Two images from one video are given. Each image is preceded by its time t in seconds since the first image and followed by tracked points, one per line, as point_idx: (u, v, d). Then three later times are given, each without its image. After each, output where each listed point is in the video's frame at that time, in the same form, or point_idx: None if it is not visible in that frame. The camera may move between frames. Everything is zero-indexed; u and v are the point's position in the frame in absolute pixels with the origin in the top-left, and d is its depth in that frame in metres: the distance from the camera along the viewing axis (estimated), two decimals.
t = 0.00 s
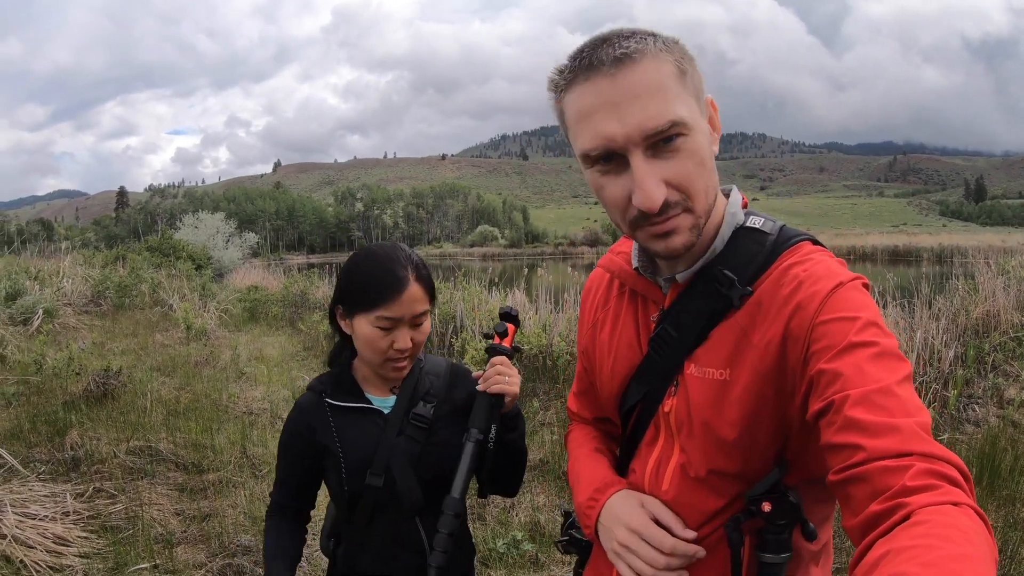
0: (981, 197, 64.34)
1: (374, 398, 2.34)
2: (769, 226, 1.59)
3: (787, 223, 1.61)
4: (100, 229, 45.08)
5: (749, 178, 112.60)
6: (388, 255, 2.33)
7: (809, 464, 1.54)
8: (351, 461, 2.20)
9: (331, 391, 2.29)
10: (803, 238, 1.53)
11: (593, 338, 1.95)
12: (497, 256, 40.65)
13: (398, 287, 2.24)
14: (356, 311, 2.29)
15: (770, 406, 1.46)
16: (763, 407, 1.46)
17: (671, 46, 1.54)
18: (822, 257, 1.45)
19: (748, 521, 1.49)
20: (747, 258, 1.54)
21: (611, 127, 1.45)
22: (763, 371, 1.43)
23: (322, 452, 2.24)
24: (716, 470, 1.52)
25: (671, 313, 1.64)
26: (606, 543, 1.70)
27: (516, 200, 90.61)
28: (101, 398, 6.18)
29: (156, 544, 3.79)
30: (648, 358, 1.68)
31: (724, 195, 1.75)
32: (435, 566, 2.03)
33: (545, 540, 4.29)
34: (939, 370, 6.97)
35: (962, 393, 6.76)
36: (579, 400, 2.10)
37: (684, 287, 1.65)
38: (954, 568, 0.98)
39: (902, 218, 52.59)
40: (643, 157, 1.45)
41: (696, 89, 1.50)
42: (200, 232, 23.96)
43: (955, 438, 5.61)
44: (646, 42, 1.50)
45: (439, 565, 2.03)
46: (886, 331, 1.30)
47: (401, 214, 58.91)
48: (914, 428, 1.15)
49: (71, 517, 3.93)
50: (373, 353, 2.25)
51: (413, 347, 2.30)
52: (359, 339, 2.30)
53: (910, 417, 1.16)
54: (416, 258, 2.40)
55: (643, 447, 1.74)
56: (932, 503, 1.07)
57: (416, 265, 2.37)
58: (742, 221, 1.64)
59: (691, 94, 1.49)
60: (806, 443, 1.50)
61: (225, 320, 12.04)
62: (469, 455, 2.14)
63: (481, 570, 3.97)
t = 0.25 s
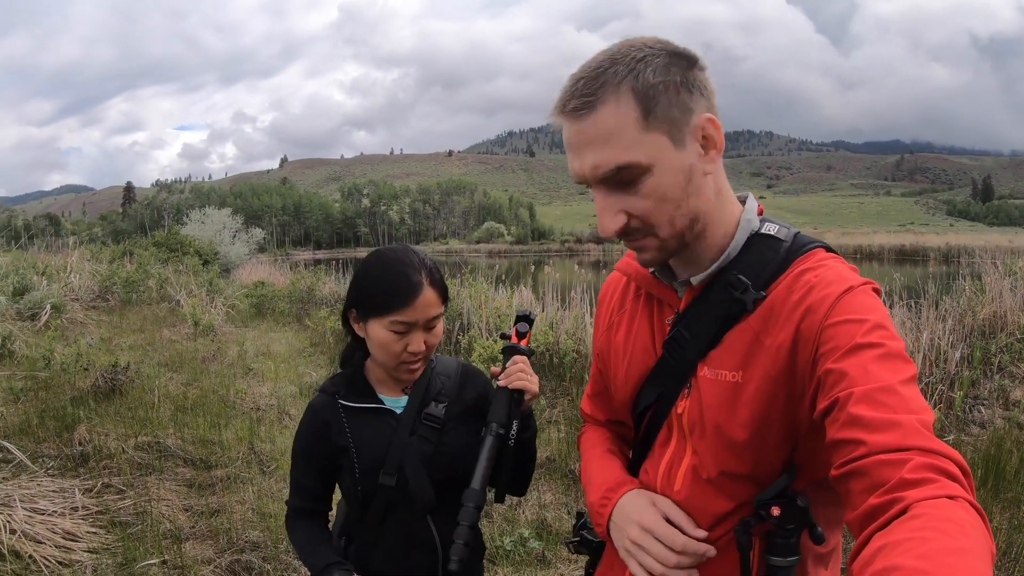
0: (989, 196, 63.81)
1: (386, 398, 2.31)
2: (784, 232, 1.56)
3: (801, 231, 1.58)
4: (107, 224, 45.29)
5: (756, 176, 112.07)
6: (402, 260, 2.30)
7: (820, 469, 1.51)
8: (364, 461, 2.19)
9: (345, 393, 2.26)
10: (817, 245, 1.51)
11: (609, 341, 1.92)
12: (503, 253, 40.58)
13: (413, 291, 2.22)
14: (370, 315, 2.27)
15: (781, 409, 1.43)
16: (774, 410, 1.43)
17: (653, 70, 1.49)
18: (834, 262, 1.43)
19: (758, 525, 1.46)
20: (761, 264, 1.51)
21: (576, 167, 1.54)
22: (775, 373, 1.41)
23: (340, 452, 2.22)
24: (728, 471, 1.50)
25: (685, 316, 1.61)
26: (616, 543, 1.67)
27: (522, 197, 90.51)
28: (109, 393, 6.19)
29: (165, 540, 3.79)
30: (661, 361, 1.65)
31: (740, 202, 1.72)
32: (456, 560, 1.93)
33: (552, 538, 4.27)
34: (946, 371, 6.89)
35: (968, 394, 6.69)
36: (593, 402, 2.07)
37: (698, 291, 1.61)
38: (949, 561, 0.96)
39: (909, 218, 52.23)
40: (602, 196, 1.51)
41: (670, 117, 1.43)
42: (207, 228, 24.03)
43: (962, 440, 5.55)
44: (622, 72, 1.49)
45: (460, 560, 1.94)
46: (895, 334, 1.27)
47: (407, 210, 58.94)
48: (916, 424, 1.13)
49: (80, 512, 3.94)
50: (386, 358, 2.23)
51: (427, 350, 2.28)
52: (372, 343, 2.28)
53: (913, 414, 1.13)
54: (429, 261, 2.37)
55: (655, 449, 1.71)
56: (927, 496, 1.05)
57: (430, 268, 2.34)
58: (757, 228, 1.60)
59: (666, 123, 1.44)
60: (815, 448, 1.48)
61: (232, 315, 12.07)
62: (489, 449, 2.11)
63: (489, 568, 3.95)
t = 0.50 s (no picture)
0: (1000, 195, 63.17)
1: (394, 395, 2.30)
2: (795, 232, 1.53)
3: (814, 231, 1.54)
4: (116, 220, 45.59)
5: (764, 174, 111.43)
6: (409, 256, 2.27)
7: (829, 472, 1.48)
8: (373, 458, 2.17)
9: (353, 390, 2.24)
10: (829, 245, 1.47)
11: (619, 339, 1.89)
12: (509, 250, 40.54)
13: (421, 288, 2.19)
14: (378, 313, 2.25)
15: (790, 411, 1.40)
16: (783, 412, 1.40)
17: (617, 97, 1.55)
18: (847, 263, 1.39)
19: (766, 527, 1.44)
20: (772, 263, 1.48)
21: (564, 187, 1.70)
22: (785, 374, 1.38)
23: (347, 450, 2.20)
24: (735, 472, 1.46)
25: (695, 315, 1.57)
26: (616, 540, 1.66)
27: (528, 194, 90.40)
28: (116, 387, 6.21)
29: (172, 535, 3.79)
30: (671, 360, 1.62)
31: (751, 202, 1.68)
32: (462, 545, 1.91)
33: (559, 535, 4.24)
34: (954, 372, 6.81)
35: (976, 395, 6.61)
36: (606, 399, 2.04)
37: (709, 291, 1.56)
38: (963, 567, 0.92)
39: (918, 217, 51.78)
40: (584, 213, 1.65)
41: (627, 143, 1.50)
42: (214, 223, 24.12)
43: (969, 441, 5.49)
44: (588, 102, 1.59)
45: (466, 545, 1.92)
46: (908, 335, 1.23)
47: (414, 207, 58.98)
48: (929, 427, 1.09)
49: (87, 506, 3.95)
50: (395, 355, 2.21)
51: (435, 346, 2.26)
52: (380, 340, 2.26)
53: (924, 416, 1.09)
54: (436, 257, 2.34)
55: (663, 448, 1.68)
56: (940, 501, 1.01)
57: (437, 264, 2.31)
58: (769, 228, 1.56)
59: (625, 148, 1.51)
60: (824, 450, 1.45)
61: (239, 310, 12.11)
62: (500, 442, 2.07)
63: (495, 565, 3.93)
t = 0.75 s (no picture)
0: (1007, 194, 62.80)
1: (396, 393, 2.30)
2: (800, 233, 1.51)
3: (818, 231, 1.53)
4: (121, 215, 45.75)
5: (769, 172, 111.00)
6: (412, 253, 2.26)
7: (832, 475, 1.47)
8: (374, 455, 2.16)
9: (354, 387, 2.23)
10: (834, 246, 1.46)
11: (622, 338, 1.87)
12: (513, 246, 40.51)
13: (423, 285, 2.18)
14: (379, 309, 2.23)
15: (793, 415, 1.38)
16: (787, 415, 1.38)
17: (605, 111, 1.54)
18: (854, 264, 1.37)
19: (768, 532, 1.44)
20: (776, 264, 1.46)
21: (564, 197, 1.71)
22: (788, 376, 1.36)
23: (349, 450, 2.20)
24: (736, 475, 1.46)
25: (698, 315, 1.56)
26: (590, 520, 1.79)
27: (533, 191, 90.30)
28: (121, 382, 6.23)
29: (175, 530, 3.80)
30: (673, 361, 1.60)
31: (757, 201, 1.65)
32: (434, 538, 1.73)
33: (562, 533, 4.23)
34: (958, 372, 6.77)
35: (980, 396, 6.56)
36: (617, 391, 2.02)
37: (712, 291, 1.54)
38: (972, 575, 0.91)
39: (924, 216, 51.50)
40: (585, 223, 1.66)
41: (619, 156, 1.49)
42: (219, 219, 24.16)
43: (973, 442, 5.45)
44: (578, 116, 1.58)
45: (438, 540, 1.74)
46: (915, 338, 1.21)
47: (418, 203, 58.99)
48: (939, 432, 1.07)
49: (90, 502, 3.97)
50: (394, 350, 2.20)
51: (436, 343, 2.25)
52: (380, 335, 2.25)
53: (933, 421, 1.08)
54: (439, 255, 2.33)
55: (664, 449, 1.66)
56: (949, 507, 1.00)
57: (440, 262, 2.30)
58: (773, 227, 1.54)
59: (617, 161, 1.51)
60: (828, 454, 1.44)
61: (244, 306, 12.13)
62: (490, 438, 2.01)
63: (497, 563, 3.92)
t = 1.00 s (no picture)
0: (1008, 192, 62.68)
1: (395, 391, 2.29)
2: (808, 231, 1.50)
3: (826, 230, 1.51)
4: (122, 211, 45.75)
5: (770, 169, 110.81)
6: (407, 247, 2.25)
7: (837, 477, 1.46)
8: (376, 454, 2.16)
9: (353, 386, 2.22)
10: (842, 246, 1.45)
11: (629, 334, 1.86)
12: (514, 243, 40.49)
13: (419, 279, 2.17)
14: (376, 304, 2.22)
15: (800, 416, 1.37)
16: (793, 417, 1.37)
17: (589, 132, 1.53)
18: (864, 265, 1.36)
19: (773, 534, 1.43)
20: (783, 264, 1.45)
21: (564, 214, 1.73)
22: (796, 378, 1.35)
23: (350, 449, 2.20)
24: (739, 476, 1.45)
25: (702, 313, 1.54)
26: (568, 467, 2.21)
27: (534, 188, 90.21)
28: (121, 379, 6.23)
29: (175, 527, 3.79)
30: (676, 359, 1.60)
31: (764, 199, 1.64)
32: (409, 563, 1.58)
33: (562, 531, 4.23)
34: (960, 370, 6.75)
35: (982, 394, 6.56)
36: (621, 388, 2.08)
37: (717, 289, 1.53)
38: None
39: (926, 213, 51.41)
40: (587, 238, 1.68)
41: (607, 178, 1.50)
42: (220, 215, 24.15)
43: (974, 440, 5.45)
44: (563, 138, 1.58)
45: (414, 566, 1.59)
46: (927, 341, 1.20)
47: (419, 200, 58.91)
48: (954, 438, 1.05)
49: (90, 499, 3.97)
50: (391, 347, 2.19)
51: (433, 338, 2.24)
52: (377, 329, 2.24)
53: (949, 427, 1.06)
54: (435, 249, 2.32)
55: (666, 449, 1.66)
56: (969, 515, 0.98)
57: (436, 257, 2.29)
58: (781, 225, 1.53)
59: (606, 182, 1.51)
60: (834, 456, 1.43)
61: (244, 303, 12.13)
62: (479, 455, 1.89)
63: (497, 560, 3.92)
